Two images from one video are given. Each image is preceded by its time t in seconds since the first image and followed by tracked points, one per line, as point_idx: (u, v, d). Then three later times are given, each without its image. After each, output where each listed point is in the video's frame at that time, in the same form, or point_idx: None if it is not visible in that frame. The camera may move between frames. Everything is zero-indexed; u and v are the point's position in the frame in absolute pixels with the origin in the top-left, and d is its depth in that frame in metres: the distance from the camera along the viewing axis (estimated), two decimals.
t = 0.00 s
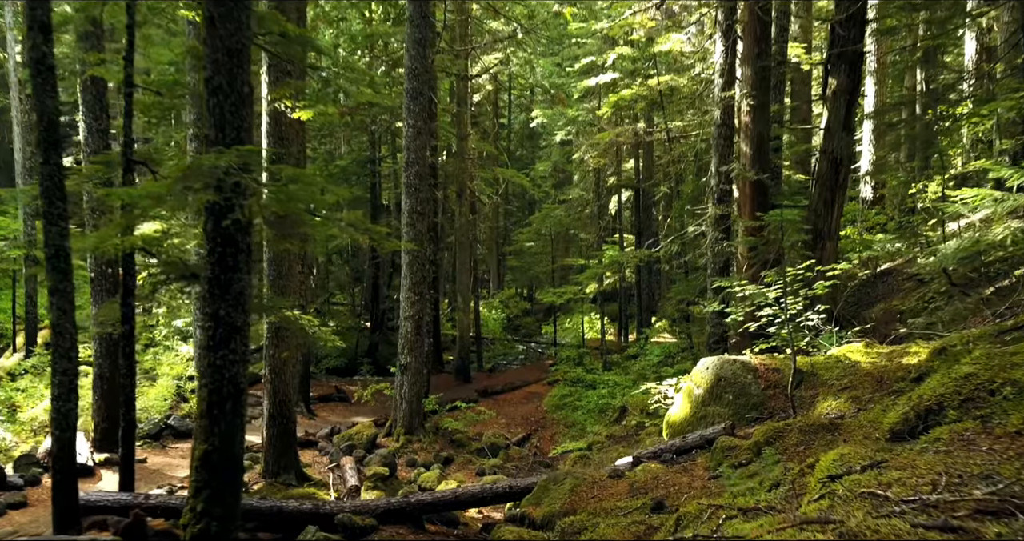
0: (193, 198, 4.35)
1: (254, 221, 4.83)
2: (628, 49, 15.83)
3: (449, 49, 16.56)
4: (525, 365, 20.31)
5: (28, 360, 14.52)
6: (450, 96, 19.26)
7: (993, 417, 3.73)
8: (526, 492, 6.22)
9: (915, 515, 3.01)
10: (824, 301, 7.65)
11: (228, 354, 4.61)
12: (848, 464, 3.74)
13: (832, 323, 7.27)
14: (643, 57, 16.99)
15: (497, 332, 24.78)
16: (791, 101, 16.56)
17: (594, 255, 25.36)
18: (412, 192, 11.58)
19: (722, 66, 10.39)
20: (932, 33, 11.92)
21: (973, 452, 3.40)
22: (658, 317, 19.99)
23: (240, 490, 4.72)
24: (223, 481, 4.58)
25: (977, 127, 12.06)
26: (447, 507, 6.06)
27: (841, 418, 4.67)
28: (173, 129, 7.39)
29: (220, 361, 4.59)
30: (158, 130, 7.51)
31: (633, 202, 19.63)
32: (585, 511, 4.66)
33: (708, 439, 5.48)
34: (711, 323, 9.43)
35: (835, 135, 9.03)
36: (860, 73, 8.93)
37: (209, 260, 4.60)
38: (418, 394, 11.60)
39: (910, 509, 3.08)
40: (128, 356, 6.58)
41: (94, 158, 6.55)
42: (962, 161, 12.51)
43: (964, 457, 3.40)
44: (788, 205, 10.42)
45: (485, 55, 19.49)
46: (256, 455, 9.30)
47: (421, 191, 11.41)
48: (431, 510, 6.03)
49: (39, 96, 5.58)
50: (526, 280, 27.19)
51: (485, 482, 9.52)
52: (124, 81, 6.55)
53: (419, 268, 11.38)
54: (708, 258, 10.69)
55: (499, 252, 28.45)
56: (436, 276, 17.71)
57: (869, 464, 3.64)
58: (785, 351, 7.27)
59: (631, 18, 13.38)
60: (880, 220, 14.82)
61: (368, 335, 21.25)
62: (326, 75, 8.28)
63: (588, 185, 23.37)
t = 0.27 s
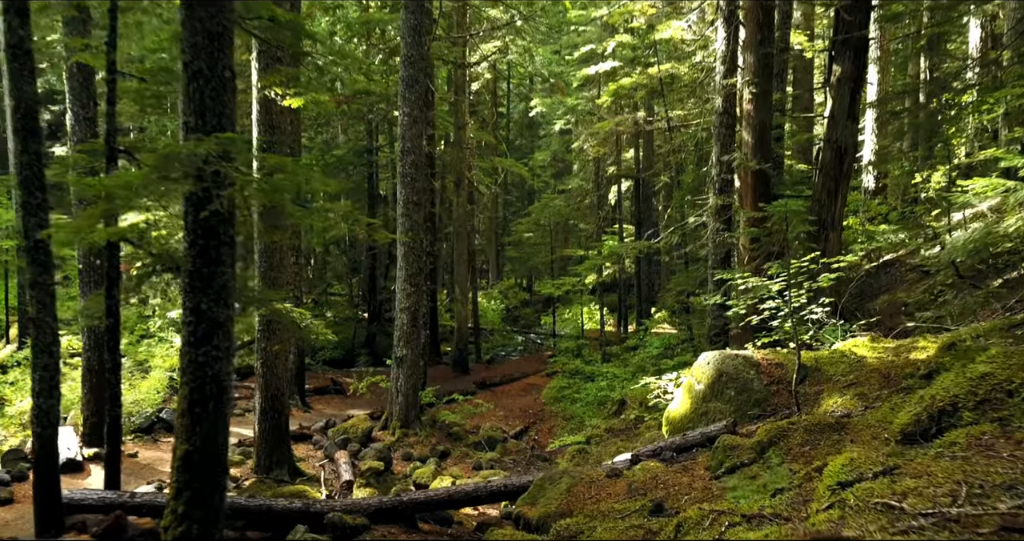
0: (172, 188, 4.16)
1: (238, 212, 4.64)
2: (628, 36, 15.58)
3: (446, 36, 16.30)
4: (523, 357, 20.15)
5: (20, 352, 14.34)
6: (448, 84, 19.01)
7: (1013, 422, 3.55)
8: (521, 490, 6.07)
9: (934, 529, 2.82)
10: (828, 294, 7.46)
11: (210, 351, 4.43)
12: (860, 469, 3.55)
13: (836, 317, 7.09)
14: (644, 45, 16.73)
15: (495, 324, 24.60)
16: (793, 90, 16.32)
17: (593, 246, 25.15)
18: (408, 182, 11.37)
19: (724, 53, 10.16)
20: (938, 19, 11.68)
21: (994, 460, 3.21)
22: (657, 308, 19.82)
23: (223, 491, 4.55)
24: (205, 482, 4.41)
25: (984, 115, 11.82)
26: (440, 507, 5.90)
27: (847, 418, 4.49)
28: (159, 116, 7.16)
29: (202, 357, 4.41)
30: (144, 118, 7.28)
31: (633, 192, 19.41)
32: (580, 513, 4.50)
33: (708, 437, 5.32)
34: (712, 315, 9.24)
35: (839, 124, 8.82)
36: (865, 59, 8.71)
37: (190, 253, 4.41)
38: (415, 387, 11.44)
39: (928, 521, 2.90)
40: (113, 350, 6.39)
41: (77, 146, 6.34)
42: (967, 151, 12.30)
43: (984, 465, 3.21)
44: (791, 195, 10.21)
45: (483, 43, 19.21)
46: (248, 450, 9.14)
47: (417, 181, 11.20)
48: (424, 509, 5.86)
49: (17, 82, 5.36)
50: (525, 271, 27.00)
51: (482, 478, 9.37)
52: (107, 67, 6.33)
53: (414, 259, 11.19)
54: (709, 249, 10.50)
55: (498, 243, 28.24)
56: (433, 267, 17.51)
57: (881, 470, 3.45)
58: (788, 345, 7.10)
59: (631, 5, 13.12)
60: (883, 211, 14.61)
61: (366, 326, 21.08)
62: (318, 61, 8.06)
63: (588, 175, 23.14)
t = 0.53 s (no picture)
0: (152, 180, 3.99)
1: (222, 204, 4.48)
2: (628, 26, 15.35)
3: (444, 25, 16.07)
4: (522, 350, 20.01)
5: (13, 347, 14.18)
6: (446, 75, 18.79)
7: None
8: (517, 490, 5.93)
9: None
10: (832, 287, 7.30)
11: (194, 348, 4.28)
12: (871, 475, 3.39)
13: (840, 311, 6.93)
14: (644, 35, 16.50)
15: (495, 316, 24.46)
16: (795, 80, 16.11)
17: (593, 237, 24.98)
18: (403, 173, 11.19)
19: (725, 41, 9.97)
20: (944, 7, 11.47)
21: (1015, 468, 3.05)
22: (657, 301, 19.66)
23: (209, 493, 4.40)
24: (190, 484, 4.27)
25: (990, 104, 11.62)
26: (434, 506, 5.77)
27: (853, 417, 4.34)
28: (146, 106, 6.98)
29: (186, 355, 4.26)
30: (131, 107, 7.10)
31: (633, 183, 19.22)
32: (578, 515, 4.35)
33: (709, 435, 5.18)
34: (713, 309, 9.09)
35: (843, 114, 8.64)
36: (869, 48, 8.53)
37: (172, 247, 4.25)
38: (411, 381, 11.30)
39: (947, 535, 2.74)
40: (99, 346, 6.23)
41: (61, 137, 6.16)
42: (972, 141, 12.11)
43: (1005, 474, 3.05)
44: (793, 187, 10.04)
45: (481, 32, 18.98)
46: (241, 446, 9.01)
47: (413, 172, 11.01)
48: (417, 508, 5.73)
49: None
50: (524, 263, 26.84)
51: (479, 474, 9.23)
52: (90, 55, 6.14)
53: (410, 252, 11.03)
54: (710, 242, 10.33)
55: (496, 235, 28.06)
56: (431, 259, 17.34)
57: (893, 477, 3.29)
58: (790, 340, 6.94)
59: None
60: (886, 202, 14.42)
61: (364, 318, 20.95)
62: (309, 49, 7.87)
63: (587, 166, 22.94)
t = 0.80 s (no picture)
0: (131, 171, 3.82)
1: (207, 197, 4.30)
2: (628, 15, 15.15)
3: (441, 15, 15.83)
4: (521, 342, 19.88)
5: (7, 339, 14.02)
6: (443, 65, 18.56)
7: None
8: (512, 490, 5.79)
9: None
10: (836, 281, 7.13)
11: (177, 346, 4.12)
12: (884, 483, 3.21)
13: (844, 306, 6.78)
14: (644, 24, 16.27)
15: (494, 308, 24.31)
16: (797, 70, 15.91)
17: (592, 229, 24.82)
18: (399, 164, 11.01)
19: (727, 29, 9.75)
20: None
21: None
22: (658, 293, 19.51)
23: (194, 496, 4.26)
24: (173, 486, 4.13)
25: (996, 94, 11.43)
26: (429, 506, 5.64)
27: (860, 417, 4.19)
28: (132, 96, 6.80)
29: (169, 353, 4.11)
30: (117, 97, 6.91)
31: (633, 175, 19.04)
32: (574, 518, 4.21)
33: (710, 434, 5.04)
34: (714, 303, 8.94)
35: (848, 104, 8.48)
36: (875, 35, 8.34)
37: (154, 241, 4.09)
38: (408, 375, 11.15)
39: None
40: (85, 343, 6.07)
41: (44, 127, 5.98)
42: (977, 132, 11.94)
43: None
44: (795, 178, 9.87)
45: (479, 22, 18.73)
46: (235, 442, 8.88)
47: (409, 164, 10.83)
48: (410, 508, 5.61)
49: None
50: (523, 255, 26.68)
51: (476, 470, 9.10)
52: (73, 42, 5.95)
53: (407, 244, 10.88)
54: (711, 234, 10.16)
55: (495, 226, 27.87)
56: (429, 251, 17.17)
57: (907, 486, 3.13)
58: (794, 335, 6.79)
59: None
60: (888, 193, 14.25)
61: (362, 311, 20.81)
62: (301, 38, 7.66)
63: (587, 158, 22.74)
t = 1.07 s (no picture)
0: (103, 161, 3.62)
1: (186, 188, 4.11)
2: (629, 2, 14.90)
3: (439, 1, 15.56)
4: (520, 334, 19.71)
5: None
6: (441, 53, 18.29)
7: None
8: (507, 491, 5.56)
9: None
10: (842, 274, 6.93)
11: (156, 344, 3.94)
12: (898, 492, 3.02)
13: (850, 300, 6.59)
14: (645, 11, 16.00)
15: (492, 299, 24.14)
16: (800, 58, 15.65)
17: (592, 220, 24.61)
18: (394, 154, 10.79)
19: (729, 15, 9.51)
20: None
21: None
22: (658, 285, 19.33)
23: (174, 500, 4.09)
24: (152, 489, 3.95)
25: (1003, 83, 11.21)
26: (421, 507, 5.46)
27: (869, 419, 4.01)
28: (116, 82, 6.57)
29: (147, 351, 3.93)
30: (100, 84, 6.68)
31: (633, 165, 18.82)
32: (569, 523, 4.04)
33: (712, 433, 4.87)
34: (716, 295, 8.75)
35: (853, 92, 8.28)
36: (882, 21, 8.11)
37: (131, 235, 3.89)
38: (404, 369, 10.99)
39: None
40: (68, 338, 5.89)
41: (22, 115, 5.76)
42: (984, 121, 11.71)
43: None
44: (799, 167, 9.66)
45: (477, 9, 18.45)
46: (227, 437, 8.71)
47: (404, 153, 10.61)
48: (402, 510, 5.43)
49: None
50: (522, 246, 26.48)
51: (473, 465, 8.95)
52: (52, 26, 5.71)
53: (402, 236, 10.68)
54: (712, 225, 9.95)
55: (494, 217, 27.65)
56: (427, 243, 16.98)
57: (925, 497, 2.92)
58: (798, 330, 6.60)
59: None
60: (892, 184, 14.04)
61: (359, 302, 20.63)
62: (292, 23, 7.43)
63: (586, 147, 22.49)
